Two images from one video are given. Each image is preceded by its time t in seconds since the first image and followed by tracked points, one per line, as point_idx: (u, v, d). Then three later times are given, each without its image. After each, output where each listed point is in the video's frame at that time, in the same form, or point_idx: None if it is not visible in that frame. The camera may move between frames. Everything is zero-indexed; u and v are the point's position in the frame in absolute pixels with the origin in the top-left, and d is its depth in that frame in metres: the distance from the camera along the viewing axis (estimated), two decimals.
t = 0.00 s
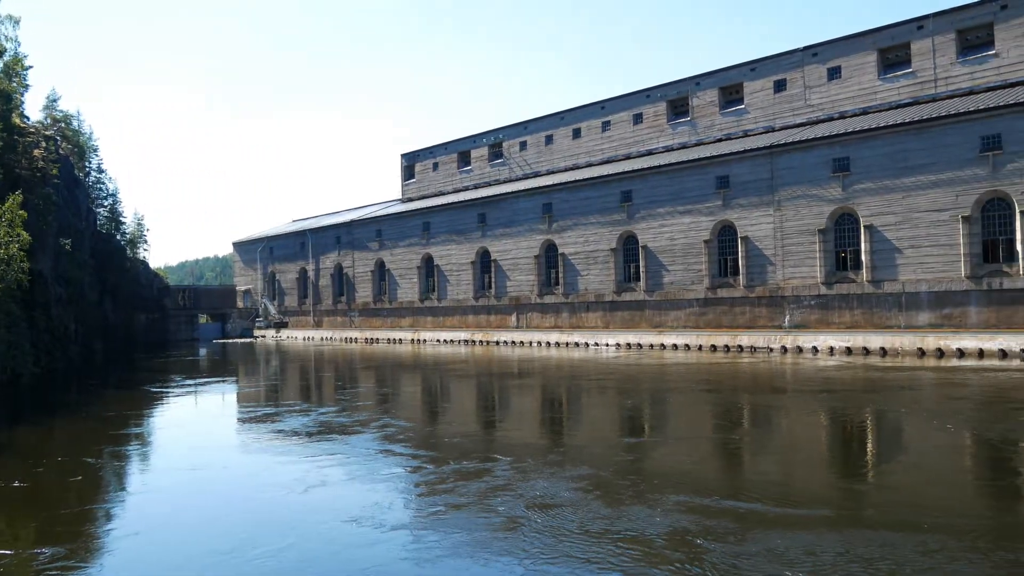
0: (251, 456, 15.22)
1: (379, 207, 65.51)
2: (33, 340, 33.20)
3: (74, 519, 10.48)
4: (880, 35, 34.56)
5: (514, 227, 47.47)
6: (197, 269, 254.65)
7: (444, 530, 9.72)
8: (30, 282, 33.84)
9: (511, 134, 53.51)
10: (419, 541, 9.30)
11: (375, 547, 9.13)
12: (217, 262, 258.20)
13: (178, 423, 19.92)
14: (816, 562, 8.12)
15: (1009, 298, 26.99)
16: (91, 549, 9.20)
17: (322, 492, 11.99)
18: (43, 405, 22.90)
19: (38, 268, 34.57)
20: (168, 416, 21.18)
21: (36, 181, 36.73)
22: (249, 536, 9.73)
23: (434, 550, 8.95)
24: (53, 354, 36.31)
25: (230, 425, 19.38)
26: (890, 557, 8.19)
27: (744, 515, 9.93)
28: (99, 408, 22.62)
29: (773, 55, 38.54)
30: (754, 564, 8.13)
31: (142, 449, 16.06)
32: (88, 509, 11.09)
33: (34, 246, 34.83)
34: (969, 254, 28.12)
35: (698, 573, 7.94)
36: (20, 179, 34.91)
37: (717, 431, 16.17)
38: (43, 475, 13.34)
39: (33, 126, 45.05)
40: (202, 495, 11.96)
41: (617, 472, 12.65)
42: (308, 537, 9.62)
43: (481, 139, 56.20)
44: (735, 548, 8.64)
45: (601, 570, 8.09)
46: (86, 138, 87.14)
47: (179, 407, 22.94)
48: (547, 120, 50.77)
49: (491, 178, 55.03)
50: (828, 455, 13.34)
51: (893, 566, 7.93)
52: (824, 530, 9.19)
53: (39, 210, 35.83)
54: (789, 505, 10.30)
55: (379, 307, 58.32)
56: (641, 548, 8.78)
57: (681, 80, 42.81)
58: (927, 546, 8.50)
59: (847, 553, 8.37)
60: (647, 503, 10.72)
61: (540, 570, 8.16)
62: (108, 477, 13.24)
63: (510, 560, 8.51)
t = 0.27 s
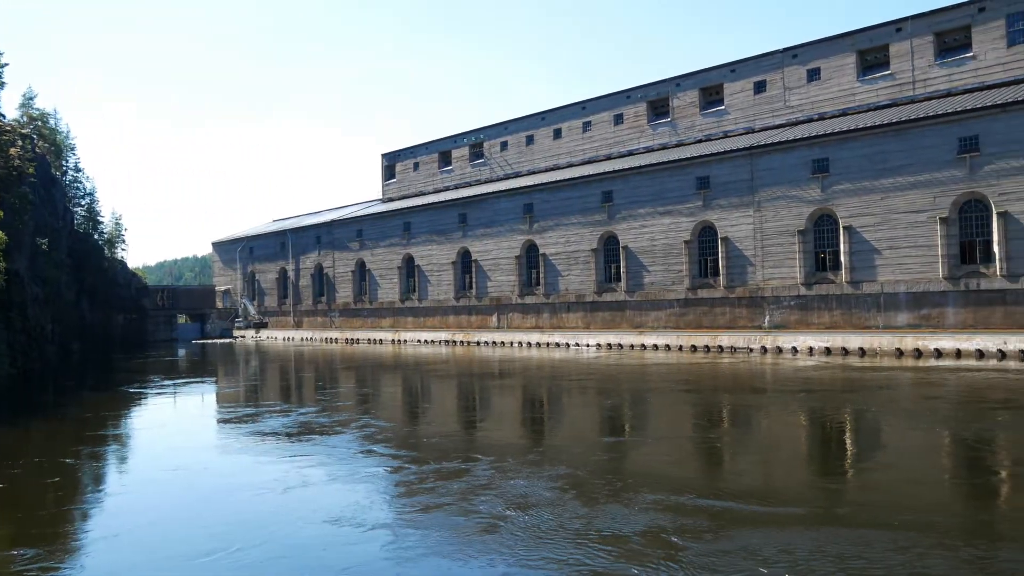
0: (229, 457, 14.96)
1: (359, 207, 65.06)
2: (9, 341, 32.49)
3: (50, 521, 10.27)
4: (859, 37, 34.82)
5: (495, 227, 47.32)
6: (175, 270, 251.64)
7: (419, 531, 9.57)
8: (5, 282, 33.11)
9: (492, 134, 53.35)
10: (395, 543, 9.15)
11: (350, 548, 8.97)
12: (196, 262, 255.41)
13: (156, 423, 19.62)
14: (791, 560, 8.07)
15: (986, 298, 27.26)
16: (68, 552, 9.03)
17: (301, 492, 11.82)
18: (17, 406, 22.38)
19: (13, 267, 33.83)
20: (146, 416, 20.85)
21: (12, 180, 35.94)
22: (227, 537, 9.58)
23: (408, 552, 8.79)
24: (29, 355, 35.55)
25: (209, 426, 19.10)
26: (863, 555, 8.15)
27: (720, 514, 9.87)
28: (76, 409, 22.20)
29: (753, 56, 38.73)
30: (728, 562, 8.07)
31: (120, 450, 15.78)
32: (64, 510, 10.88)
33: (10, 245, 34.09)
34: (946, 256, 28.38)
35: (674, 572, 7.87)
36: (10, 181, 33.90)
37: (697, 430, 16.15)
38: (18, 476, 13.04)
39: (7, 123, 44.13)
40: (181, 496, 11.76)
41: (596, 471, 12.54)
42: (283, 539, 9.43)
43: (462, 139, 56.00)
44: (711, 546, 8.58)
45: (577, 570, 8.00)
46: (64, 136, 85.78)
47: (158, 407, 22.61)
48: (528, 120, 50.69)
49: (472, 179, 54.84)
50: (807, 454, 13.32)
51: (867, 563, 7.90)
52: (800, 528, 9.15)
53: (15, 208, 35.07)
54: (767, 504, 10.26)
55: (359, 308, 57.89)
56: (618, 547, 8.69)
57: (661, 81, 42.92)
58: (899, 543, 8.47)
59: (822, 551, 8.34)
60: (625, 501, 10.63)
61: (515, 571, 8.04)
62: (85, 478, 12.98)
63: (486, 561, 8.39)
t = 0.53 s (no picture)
0: (207, 457, 14.72)
1: (338, 207, 64.56)
2: None
3: (25, 524, 10.12)
4: (836, 39, 35.14)
5: (474, 227, 47.17)
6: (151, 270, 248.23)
7: (393, 531, 9.47)
8: None
9: (471, 134, 53.20)
10: (369, 543, 9.03)
11: (323, 549, 8.85)
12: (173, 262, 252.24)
13: (133, 423, 19.32)
14: (760, 557, 8.06)
15: (959, 299, 27.49)
16: (43, 555, 8.90)
17: (278, 491, 11.67)
18: None
19: None
20: (123, 417, 20.54)
21: None
22: (202, 538, 9.44)
23: (377, 553, 8.67)
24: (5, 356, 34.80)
25: (187, 425, 18.82)
26: (832, 552, 8.16)
27: (693, 512, 9.84)
28: (51, 409, 21.79)
29: (731, 58, 38.96)
30: (699, 561, 8.03)
31: (95, 450, 15.52)
32: (40, 512, 10.72)
33: None
34: (921, 256, 28.60)
35: (645, 570, 7.84)
36: None
37: (676, 429, 16.11)
38: None
39: None
40: (156, 497, 11.57)
41: (574, 471, 12.43)
42: (254, 541, 9.27)
43: (441, 139, 55.78)
44: (683, 545, 8.55)
45: (550, 569, 7.95)
46: (40, 134, 84.40)
47: (134, 408, 22.27)
48: (508, 121, 50.59)
49: (451, 178, 54.64)
50: (784, 453, 13.32)
51: (836, 560, 7.91)
52: (771, 525, 9.15)
53: None
54: (741, 502, 10.24)
55: (338, 308, 57.42)
56: (590, 546, 8.65)
57: (640, 82, 43.05)
58: (869, 541, 8.48)
59: (796, 548, 8.32)
60: (600, 500, 10.57)
61: (489, 571, 7.95)
62: (59, 479, 12.75)
63: (458, 561, 8.29)
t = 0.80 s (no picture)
0: (188, 457, 14.52)
1: (320, 207, 64.10)
2: None
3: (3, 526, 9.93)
4: (818, 41, 35.41)
5: (457, 227, 47.01)
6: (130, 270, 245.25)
7: (374, 531, 9.36)
8: None
9: (454, 134, 53.04)
10: (350, 544, 8.92)
11: (304, 550, 8.73)
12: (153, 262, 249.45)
13: (113, 423, 19.03)
14: (738, 555, 8.05)
15: (940, 299, 27.76)
16: (22, 558, 8.73)
17: (259, 492, 11.53)
18: None
19: None
20: (104, 417, 20.25)
21: None
22: (183, 539, 9.31)
23: (359, 553, 8.56)
24: None
25: (168, 426, 18.56)
26: (807, 550, 8.16)
27: (676, 510, 9.82)
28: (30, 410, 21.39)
29: (714, 59, 39.14)
30: (679, 560, 8.00)
31: (75, 451, 15.27)
32: (19, 514, 10.52)
33: None
34: (902, 256, 28.84)
35: (626, 569, 7.80)
36: None
37: (659, 429, 16.06)
38: None
39: None
40: (136, 498, 11.38)
41: (556, 471, 12.34)
42: (233, 542, 9.13)
43: (424, 139, 55.57)
44: (662, 543, 8.52)
45: (532, 569, 7.89)
46: (18, 133, 83.12)
47: (115, 408, 21.96)
48: (491, 121, 50.49)
49: (434, 178, 54.43)
50: (766, 453, 13.33)
51: (812, 558, 7.92)
52: (748, 524, 9.14)
53: None
54: (720, 501, 10.22)
55: (320, 308, 56.97)
56: (569, 545, 8.61)
57: (623, 83, 43.14)
58: (845, 539, 8.50)
59: (779, 546, 8.33)
60: (579, 499, 10.52)
61: (472, 570, 7.89)
62: (38, 480, 12.52)
63: (440, 561, 8.21)
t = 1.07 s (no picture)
0: (171, 457, 14.33)
1: (303, 207, 63.63)
2: None
3: None
4: (800, 42, 35.64)
5: (441, 227, 46.84)
6: (111, 270, 242.42)
7: (354, 531, 9.25)
8: None
9: (438, 134, 52.87)
10: (331, 544, 8.79)
11: (285, 551, 8.59)
12: (134, 262, 246.74)
13: (95, 423, 18.76)
14: (716, 554, 8.03)
15: (921, 299, 28.00)
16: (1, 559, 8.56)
17: (242, 492, 11.40)
18: None
19: None
20: (85, 417, 19.97)
21: None
22: (164, 539, 9.18)
23: (339, 554, 8.44)
24: None
25: (151, 426, 18.31)
26: (783, 548, 8.14)
27: (658, 509, 9.79)
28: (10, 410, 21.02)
29: (697, 60, 39.28)
30: (656, 559, 7.96)
31: (56, 451, 15.04)
32: None
33: None
34: (884, 257, 29.07)
35: (605, 568, 7.75)
36: None
37: (643, 429, 15.99)
38: None
39: None
40: (118, 499, 11.21)
41: (539, 470, 12.25)
42: (211, 543, 8.99)
43: (408, 139, 55.35)
44: (640, 542, 8.49)
45: (512, 568, 7.82)
46: None
47: (97, 408, 21.68)
48: (474, 121, 50.38)
49: (418, 179, 54.22)
50: (749, 452, 13.33)
51: (789, 556, 7.90)
52: (726, 522, 9.12)
53: None
54: (699, 500, 10.19)
55: (303, 308, 56.54)
56: (550, 543, 8.57)
57: (606, 83, 43.20)
58: (822, 537, 8.49)
59: (761, 542, 8.35)
60: (558, 498, 10.45)
61: (455, 569, 7.83)
62: (18, 480, 12.28)
63: (421, 561, 8.12)
